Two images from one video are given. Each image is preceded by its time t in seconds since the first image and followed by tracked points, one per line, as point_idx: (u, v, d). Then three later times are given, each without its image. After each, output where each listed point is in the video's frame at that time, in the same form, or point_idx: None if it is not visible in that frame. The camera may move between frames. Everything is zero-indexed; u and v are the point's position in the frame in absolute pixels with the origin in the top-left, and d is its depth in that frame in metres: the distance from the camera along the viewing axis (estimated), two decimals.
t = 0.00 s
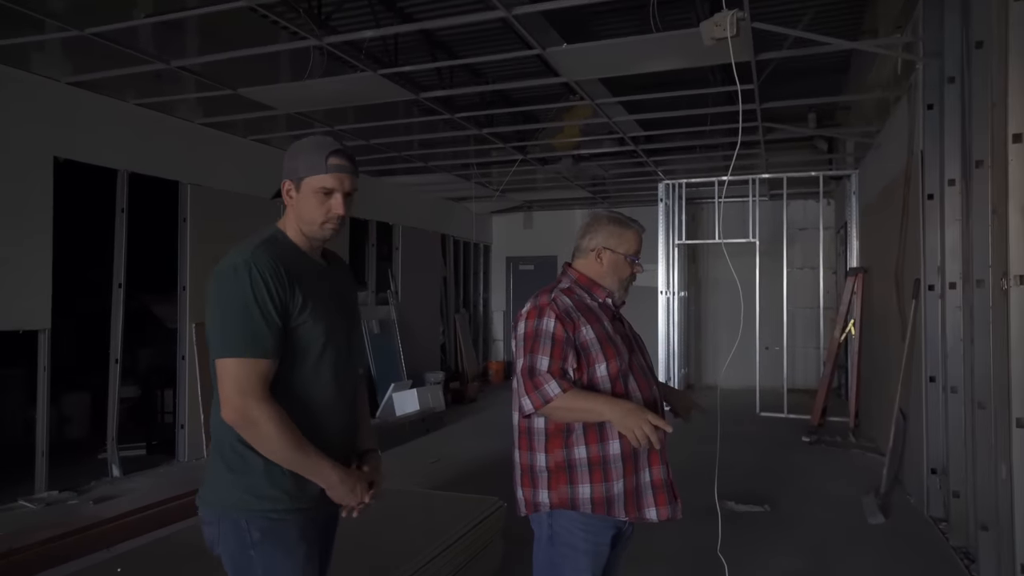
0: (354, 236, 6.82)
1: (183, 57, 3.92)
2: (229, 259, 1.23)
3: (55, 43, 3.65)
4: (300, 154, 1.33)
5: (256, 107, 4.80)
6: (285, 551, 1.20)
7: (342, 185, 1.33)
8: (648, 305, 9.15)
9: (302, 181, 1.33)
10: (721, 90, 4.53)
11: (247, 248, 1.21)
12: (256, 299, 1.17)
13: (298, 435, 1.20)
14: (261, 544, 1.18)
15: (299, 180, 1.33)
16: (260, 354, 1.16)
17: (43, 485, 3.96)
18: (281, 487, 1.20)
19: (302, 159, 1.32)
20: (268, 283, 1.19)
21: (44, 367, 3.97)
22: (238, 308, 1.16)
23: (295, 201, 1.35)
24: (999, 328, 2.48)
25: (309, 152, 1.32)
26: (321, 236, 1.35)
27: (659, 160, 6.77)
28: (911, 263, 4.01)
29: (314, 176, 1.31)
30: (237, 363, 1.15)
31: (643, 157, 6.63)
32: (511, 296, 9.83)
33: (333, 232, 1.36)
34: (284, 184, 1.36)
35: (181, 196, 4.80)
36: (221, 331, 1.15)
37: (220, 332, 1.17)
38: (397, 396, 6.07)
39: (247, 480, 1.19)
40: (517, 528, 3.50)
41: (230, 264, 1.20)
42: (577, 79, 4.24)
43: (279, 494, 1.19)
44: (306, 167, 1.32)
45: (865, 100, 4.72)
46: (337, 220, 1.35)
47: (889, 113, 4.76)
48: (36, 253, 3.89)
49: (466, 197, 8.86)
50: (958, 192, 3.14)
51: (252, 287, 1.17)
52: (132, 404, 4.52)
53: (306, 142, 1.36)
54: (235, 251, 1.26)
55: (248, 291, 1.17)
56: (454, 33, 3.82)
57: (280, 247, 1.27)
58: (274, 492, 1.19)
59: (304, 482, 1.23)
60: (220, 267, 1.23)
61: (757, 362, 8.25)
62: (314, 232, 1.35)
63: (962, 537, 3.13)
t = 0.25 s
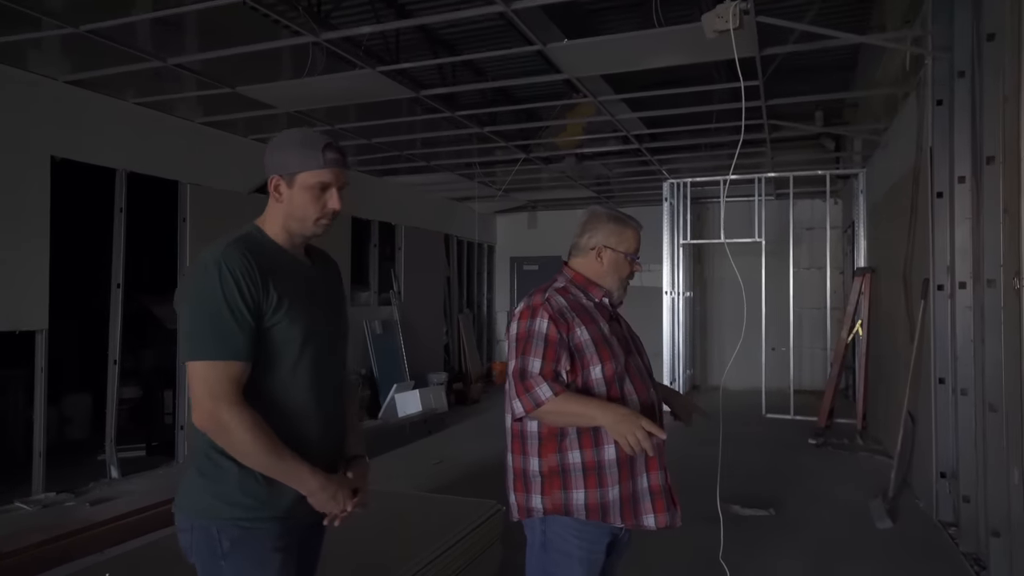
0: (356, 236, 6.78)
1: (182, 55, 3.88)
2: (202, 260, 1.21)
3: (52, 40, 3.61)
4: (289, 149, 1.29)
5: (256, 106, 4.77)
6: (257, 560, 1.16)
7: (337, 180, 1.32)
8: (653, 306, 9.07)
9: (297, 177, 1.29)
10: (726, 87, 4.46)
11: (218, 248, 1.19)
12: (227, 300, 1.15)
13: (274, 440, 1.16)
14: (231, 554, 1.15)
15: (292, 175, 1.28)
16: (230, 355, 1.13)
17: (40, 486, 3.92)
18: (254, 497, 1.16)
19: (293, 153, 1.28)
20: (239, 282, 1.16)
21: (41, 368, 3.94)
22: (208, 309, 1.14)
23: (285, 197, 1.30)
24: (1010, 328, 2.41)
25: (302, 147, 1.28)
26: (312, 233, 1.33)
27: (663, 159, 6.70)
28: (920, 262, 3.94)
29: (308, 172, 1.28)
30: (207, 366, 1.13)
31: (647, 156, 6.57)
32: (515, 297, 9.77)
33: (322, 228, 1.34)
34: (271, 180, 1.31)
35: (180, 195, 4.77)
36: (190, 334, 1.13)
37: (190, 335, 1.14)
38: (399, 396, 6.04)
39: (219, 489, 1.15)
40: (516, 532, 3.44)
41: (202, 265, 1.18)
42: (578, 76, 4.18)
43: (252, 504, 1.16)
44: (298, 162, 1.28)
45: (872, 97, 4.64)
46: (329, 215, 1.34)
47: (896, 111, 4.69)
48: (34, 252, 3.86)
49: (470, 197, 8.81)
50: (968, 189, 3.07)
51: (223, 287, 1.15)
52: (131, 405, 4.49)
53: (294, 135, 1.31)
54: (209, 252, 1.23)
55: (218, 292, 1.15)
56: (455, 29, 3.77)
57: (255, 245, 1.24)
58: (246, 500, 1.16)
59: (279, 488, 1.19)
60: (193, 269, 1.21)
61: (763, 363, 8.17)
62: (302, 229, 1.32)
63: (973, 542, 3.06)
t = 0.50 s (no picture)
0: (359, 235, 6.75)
1: (182, 52, 3.85)
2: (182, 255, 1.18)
3: (51, 37, 3.58)
4: (280, 142, 1.24)
5: (257, 104, 4.74)
6: (238, 566, 1.14)
7: (330, 174, 1.30)
8: (659, 306, 9.01)
9: (291, 171, 1.25)
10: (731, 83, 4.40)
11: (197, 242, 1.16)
12: (205, 296, 1.11)
13: (255, 440, 1.13)
14: (211, 559, 1.14)
15: (284, 170, 1.25)
16: (208, 352, 1.10)
17: (39, 487, 3.90)
18: (235, 501, 1.14)
19: (284, 146, 1.24)
20: (218, 276, 1.13)
21: (41, 368, 3.91)
22: (186, 305, 1.11)
23: (276, 191, 1.27)
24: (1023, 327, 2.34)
25: (295, 140, 1.25)
26: (302, 228, 1.30)
27: (668, 157, 6.64)
28: (929, 260, 3.87)
29: (302, 166, 1.25)
30: (185, 363, 1.09)
31: (652, 155, 6.51)
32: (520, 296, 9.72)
33: (314, 221, 1.31)
34: (260, 173, 1.27)
35: (181, 194, 4.74)
36: (167, 330, 1.10)
37: (168, 331, 1.11)
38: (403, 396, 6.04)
39: (200, 494, 1.14)
40: (517, 534, 3.39)
41: (181, 260, 1.15)
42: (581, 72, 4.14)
43: (233, 510, 1.14)
44: (291, 156, 1.24)
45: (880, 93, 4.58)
46: (320, 209, 1.31)
47: (905, 107, 4.62)
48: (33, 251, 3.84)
49: (474, 197, 8.77)
50: (979, 185, 3.01)
51: (202, 282, 1.12)
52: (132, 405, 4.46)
53: (284, 127, 1.27)
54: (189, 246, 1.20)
55: (196, 287, 1.11)
56: (456, 25, 3.72)
57: (236, 239, 1.21)
58: (227, 505, 1.14)
59: (259, 491, 1.17)
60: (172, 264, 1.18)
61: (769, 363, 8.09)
62: (292, 224, 1.29)
63: (985, 546, 2.99)
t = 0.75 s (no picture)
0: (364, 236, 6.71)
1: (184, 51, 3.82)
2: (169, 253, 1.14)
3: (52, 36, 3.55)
4: (273, 141, 1.20)
5: (259, 104, 4.72)
6: None
7: (323, 172, 1.26)
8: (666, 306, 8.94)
9: (281, 171, 1.21)
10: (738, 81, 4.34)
11: (186, 240, 1.11)
12: (193, 295, 1.07)
13: (245, 446, 1.09)
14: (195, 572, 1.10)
15: (275, 169, 1.20)
16: (196, 354, 1.06)
17: (41, 488, 3.88)
18: (221, 510, 1.10)
19: (274, 145, 1.20)
20: (208, 275, 1.09)
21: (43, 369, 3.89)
22: (173, 306, 1.06)
23: (267, 192, 1.22)
24: None
25: (286, 138, 1.20)
26: (295, 228, 1.26)
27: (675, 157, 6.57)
28: (941, 261, 3.79)
29: (294, 164, 1.20)
30: (171, 366, 1.05)
31: (658, 154, 6.44)
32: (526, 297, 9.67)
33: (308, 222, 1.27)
34: (250, 173, 1.22)
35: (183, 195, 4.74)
36: (154, 330, 1.05)
37: (153, 332, 1.07)
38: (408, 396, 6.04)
39: (184, 502, 1.10)
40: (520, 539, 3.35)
41: (167, 258, 1.11)
42: (586, 70, 4.09)
43: (219, 518, 1.10)
44: (281, 154, 1.20)
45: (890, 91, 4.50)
46: (313, 208, 1.27)
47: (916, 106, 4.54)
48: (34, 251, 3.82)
49: (479, 197, 8.72)
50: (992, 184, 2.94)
51: (189, 281, 1.07)
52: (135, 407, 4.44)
53: (275, 124, 1.23)
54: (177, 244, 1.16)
55: (183, 286, 1.07)
56: (460, 23, 3.68)
57: (225, 237, 1.17)
58: (212, 514, 1.10)
59: (247, 500, 1.13)
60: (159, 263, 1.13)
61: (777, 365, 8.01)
62: (284, 225, 1.25)
63: (998, 554, 2.92)
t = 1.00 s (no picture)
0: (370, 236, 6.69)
1: (187, 51, 3.80)
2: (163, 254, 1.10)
3: (55, 37, 3.54)
4: (265, 141, 1.16)
5: (264, 103, 4.69)
6: None
7: (318, 172, 1.22)
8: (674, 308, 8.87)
9: (274, 171, 1.17)
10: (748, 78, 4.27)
11: (181, 241, 1.08)
12: (186, 297, 1.03)
13: (239, 455, 1.04)
14: None
15: (268, 169, 1.16)
16: (189, 357, 1.02)
17: (45, 490, 3.87)
18: (212, 522, 1.07)
19: (267, 144, 1.16)
20: (202, 277, 1.05)
21: (47, 371, 3.88)
22: (166, 308, 1.03)
23: (260, 193, 1.18)
24: None
25: (280, 137, 1.16)
26: (292, 230, 1.22)
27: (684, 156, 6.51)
28: (955, 262, 3.72)
29: (289, 165, 1.16)
30: (162, 369, 1.01)
31: (666, 154, 6.38)
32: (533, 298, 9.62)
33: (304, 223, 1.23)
34: (243, 174, 1.18)
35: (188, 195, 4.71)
36: (146, 333, 1.02)
37: (145, 336, 1.03)
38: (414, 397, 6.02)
39: (174, 514, 1.06)
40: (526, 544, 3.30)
41: (161, 259, 1.07)
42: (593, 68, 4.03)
43: (210, 530, 1.06)
44: (275, 154, 1.16)
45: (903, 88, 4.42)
46: (310, 209, 1.23)
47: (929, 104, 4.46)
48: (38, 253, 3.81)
49: (487, 197, 8.68)
50: (1009, 183, 2.86)
51: (182, 283, 1.04)
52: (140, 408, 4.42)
53: (269, 123, 1.19)
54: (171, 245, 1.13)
55: (177, 288, 1.04)
56: (465, 21, 3.63)
57: (220, 239, 1.13)
58: (203, 527, 1.06)
59: (238, 512, 1.09)
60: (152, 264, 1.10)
61: (787, 366, 7.93)
62: (279, 226, 1.21)
63: (1016, 562, 2.85)
